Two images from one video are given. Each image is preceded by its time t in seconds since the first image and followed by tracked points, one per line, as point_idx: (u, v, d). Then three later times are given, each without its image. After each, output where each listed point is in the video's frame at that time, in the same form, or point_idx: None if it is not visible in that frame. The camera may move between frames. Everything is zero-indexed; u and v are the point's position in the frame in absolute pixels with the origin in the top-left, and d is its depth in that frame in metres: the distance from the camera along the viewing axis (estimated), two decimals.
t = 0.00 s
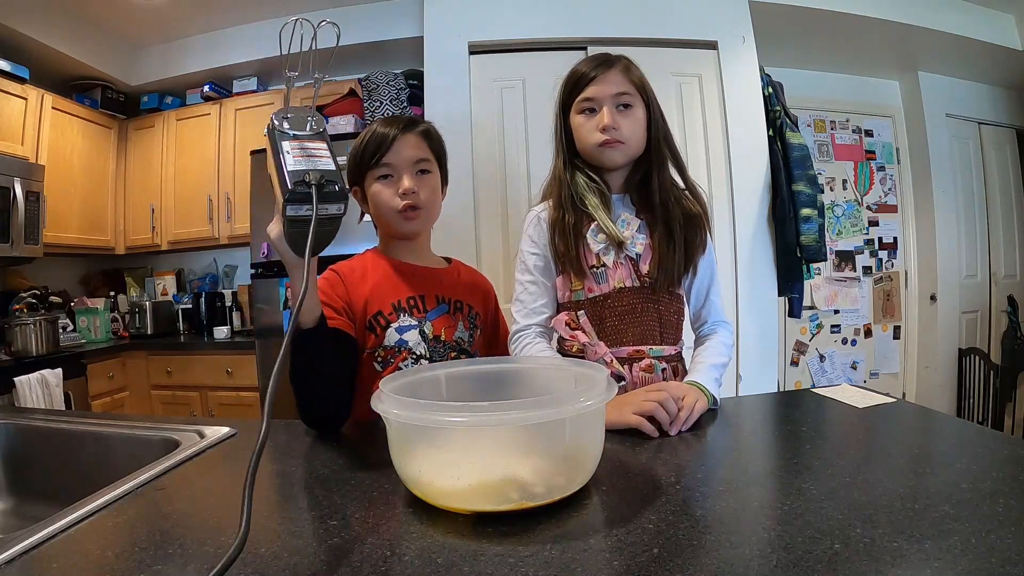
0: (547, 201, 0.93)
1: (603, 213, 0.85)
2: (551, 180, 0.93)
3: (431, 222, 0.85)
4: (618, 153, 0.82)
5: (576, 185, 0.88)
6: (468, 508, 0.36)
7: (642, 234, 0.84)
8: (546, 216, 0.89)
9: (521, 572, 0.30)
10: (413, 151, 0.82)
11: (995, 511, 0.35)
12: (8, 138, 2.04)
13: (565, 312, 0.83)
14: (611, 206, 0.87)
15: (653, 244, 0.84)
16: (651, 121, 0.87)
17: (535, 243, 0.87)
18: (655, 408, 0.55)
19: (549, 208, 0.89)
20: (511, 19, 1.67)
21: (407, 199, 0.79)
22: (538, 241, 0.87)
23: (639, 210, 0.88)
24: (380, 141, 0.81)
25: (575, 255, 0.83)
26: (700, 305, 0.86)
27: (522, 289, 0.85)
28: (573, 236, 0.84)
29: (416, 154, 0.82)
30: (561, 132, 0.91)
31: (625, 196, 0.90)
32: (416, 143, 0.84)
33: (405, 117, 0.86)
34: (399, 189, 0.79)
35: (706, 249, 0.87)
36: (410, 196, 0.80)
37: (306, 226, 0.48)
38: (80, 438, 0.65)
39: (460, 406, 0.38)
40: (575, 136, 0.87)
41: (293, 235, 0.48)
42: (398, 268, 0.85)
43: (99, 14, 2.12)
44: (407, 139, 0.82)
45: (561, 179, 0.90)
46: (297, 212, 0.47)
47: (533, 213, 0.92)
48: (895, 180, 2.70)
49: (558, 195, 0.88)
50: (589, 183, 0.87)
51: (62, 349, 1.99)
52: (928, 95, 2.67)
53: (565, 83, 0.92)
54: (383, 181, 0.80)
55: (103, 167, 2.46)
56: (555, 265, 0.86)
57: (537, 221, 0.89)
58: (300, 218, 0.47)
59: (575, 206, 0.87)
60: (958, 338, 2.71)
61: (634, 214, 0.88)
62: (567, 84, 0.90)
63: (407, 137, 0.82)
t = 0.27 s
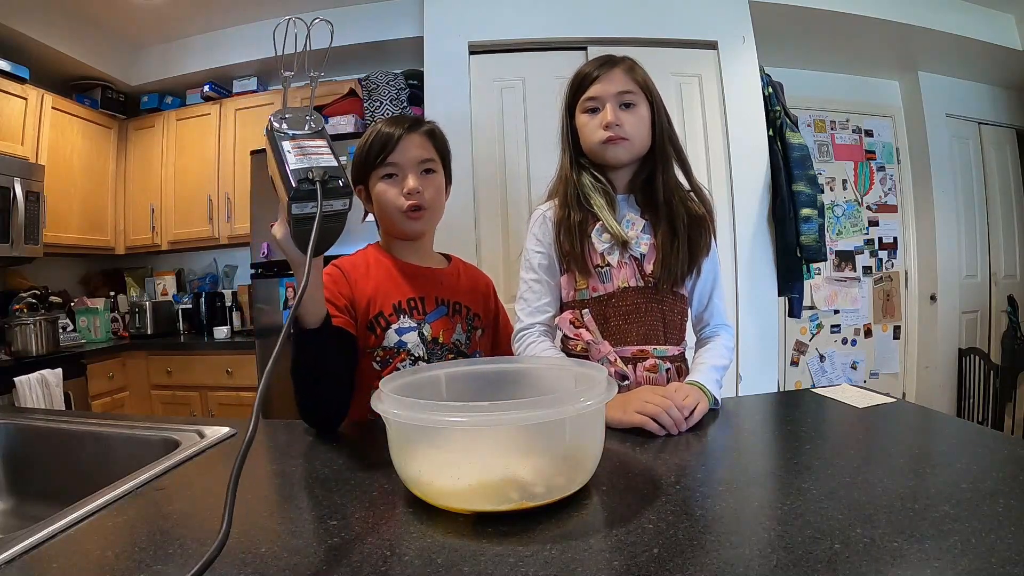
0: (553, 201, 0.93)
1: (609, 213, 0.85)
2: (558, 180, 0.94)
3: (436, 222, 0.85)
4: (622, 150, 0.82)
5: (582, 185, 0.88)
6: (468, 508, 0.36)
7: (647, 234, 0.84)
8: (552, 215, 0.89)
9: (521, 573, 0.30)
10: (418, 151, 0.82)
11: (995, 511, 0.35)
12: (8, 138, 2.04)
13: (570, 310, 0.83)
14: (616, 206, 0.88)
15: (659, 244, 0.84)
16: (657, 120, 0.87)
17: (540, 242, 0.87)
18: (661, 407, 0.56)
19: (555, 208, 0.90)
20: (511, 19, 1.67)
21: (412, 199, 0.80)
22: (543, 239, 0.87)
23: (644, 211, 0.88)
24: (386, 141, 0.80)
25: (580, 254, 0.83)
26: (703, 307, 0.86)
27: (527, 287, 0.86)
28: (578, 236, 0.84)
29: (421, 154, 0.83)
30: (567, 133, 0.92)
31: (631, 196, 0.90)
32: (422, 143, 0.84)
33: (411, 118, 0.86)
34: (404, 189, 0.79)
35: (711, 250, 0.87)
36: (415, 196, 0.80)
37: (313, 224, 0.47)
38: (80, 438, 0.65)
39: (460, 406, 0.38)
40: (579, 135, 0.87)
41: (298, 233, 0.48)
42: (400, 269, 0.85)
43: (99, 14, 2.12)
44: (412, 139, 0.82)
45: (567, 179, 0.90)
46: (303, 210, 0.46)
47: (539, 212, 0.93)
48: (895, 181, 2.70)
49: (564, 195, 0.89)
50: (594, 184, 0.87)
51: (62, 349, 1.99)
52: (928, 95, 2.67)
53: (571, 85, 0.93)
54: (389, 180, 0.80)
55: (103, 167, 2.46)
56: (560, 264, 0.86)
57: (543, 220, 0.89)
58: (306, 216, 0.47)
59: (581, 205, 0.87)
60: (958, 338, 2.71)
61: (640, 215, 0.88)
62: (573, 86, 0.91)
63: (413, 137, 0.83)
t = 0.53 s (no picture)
0: (563, 201, 0.93)
1: (619, 215, 0.85)
2: (568, 182, 0.94)
3: (429, 225, 0.85)
4: (622, 148, 0.82)
5: (591, 186, 0.89)
6: (468, 508, 0.36)
7: (655, 237, 0.84)
8: (561, 215, 0.89)
9: (521, 573, 0.30)
10: (417, 150, 0.82)
11: (995, 511, 0.35)
12: (8, 138, 2.04)
13: (579, 309, 0.83)
14: (626, 209, 0.87)
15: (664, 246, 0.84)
16: (661, 121, 0.87)
17: (550, 241, 0.87)
18: (659, 407, 0.56)
19: (565, 208, 0.90)
20: (511, 19, 1.67)
21: (406, 196, 0.79)
22: (552, 240, 0.87)
23: (652, 214, 0.88)
24: (386, 138, 0.81)
25: (589, 255, 0.83)
26: (704, 312, 0.86)
27: (535, 287, 0.86)
28: (588, 237, 0.84)
29: (419, 153, 0.83)
30: (575, 136, 0.93)
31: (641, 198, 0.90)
32: (422, 143, 0.84)
33: (413, 119, 0.86)
34: (399, 185, 0.79)
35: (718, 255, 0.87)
36: (410, 193, 0.79)
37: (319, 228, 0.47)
38: (80, 439, 0.65)
39: (460, 406, 0.38)
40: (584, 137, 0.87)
41: (304, 235, 0.48)
42: (393, 267, 0.85)
43: (99, 14, 2.12)
44: (412, 138, 0.82)
45: (576, 181, 0.91)
46: (309, 214, 0.47)
47: (549, 211, 0.93)
48: (895, 181, 2.70)
49: (574, 196, 0.89)
50: (605, 188, 0.87)
51: (62, 349, 1.99)
52: (928, 95, 2.67)
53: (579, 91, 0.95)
54: (385, 176, 0.80)
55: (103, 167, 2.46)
56: (569, 266, 0.86)
57: (553, 220, 0.89)
58: (311, 219, 0.47)
59: (591, 207, 0.87)
60: (958, 338, 2.72)
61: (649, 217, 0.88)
62: (580, 90, 0.92)
63: (413, 136, 0.83)
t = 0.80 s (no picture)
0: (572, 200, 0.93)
1: (627, 219, 0.84)
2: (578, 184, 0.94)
3: (430, 226, 0.86)
4: (631, 145, 0.81)
5: (600, 188, 0.88)
6: (468, 507, 0.36)
7: (663, 242, 0.84)
8: (571, 214, 0.89)
9: (521, 573, 0.30)
10: (419, 153, 0.83)
11: (995, 511, 0.36)
12: (8, 138, 2.04)
13: (581, 312, 0.84)
14: (635, 214, 0.87)
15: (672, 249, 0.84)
16: (668, 124, 0.87)
17: (558, 239, 0.87)
18: (663, 404, 0.56)
19: (574, 206, 0.89)
20: (511, 19, 1.67)
21: (407, 198, 0.79)
22: (559, 238, 0.87)
23: (660, 218, 0.88)
24: (388, 140, 0.81)
25: (597, 258, 0.83)
26: (706, 320, 0.85)
27: (540, 283, 0.86)
28: (597, 239, 0.84)
29: (421, 156, 0.83)
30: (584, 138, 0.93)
31: (649, 201, 0.90)
32: (425, 147, 0.84)
33: (417, 123, 0.86)
34: (401, 185, 0.79)
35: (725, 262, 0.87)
36: (410, 195, 0.80)
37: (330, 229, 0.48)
38: (80, 438, 0.65)
39: (460, 405, 0.38)
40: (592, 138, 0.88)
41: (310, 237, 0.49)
42: (392, 268, 0.85)
43: (99, 14, 2.12)
44: (414, 140, 0.83)
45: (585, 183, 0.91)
46: (319, 215, 0.47)
47: (556, 209, 0.92)
48: (895, 181, 2.70)
49: (583, 196, 0.88)
50: (614, 191, 0.87)
51: (62, 349, 1.99)
52: (928, 95, 2.67)
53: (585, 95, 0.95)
54: (385, 176, 0.80)
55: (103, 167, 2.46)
56: (575, 266, 0.87)
57: (561, 217, 0.89)
58: (321, 220, 0.47)
59: (601, 208, 0.86)
60: (958, 338, 2.71)
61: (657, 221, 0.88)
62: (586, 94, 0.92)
63: (415, 139, 0.83)
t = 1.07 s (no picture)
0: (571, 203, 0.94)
1: (620, 222, 0.84)
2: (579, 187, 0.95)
3: (431, 219, 0.85)
4: (631, 152, 0.82)
5: (597, 191, 0.89)
6: (468, 508, 0.36)
7: (658, 243, 0.84)
8: (568, 217, 0.90)
9: (520, 572, 0.30)
10: (410, 149, 0.82)
11: (995, 510, 0.36)
12: (8, 138, 2.04)
13: (577, 312, 0.84)
14: (630, 217, 0.87)
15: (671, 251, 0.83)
16: (669, 126, 0.87)
17: (557, 242, 0.88)
18: (659, 399, 0.57)
19: (571, 209, 0.90)
20: (511, 19, 1.67)
21: (404, 194, 0.79)
22: (558, 240, 0.88)
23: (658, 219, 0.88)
24: (378, 140, 0.82)
25: (590, 261, 0.84)
26: (707, 320, 0.84)
27: (544, 284, 0.87)
28: (591, 241, 0.84)
29: (412, 151, 0.82)
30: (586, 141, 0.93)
31: (645, 204, 0.90)
32: (415, 143, 0.84)
33: (407, 120, 0.87)
34: (397, 181, 0.79)
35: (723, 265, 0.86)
36: (407, 191, 0.79)
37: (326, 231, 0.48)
38: (80, 439, 0.65)
39: (459, 406, 0.38)
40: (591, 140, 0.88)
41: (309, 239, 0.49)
42: (392, 269, 0.85)
43: (99, 14, 2.12)
44: (404, 138, 0.83)
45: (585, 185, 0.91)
46: (315, 217, 0.47)
47: (557, 211, 0.94)
48: (895, 181, 2.70)
49: (581, 199, 0.89)
50: (610, 195, 0.87)
51: (62, 349, 1.99)
52: (929, 95, 2.67)
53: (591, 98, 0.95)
54: (382, 176, 0.80)
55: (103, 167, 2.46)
56: (573, 267, 0.88)
57: (560, 220, 0.90)
58: (317, 222, 0.47)
59: (597, 211, 0.86)
60: (958, 338, 2.72)
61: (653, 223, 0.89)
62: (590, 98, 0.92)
63: (404, 136, 0.83)
